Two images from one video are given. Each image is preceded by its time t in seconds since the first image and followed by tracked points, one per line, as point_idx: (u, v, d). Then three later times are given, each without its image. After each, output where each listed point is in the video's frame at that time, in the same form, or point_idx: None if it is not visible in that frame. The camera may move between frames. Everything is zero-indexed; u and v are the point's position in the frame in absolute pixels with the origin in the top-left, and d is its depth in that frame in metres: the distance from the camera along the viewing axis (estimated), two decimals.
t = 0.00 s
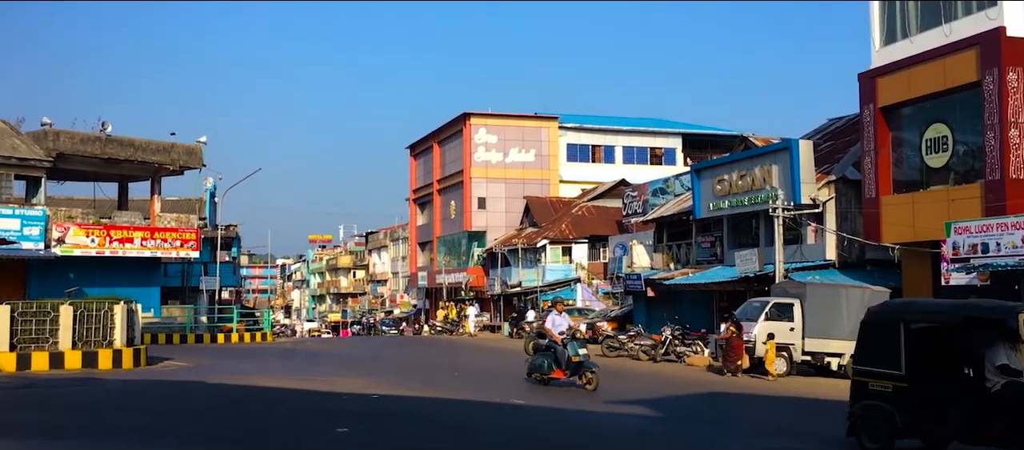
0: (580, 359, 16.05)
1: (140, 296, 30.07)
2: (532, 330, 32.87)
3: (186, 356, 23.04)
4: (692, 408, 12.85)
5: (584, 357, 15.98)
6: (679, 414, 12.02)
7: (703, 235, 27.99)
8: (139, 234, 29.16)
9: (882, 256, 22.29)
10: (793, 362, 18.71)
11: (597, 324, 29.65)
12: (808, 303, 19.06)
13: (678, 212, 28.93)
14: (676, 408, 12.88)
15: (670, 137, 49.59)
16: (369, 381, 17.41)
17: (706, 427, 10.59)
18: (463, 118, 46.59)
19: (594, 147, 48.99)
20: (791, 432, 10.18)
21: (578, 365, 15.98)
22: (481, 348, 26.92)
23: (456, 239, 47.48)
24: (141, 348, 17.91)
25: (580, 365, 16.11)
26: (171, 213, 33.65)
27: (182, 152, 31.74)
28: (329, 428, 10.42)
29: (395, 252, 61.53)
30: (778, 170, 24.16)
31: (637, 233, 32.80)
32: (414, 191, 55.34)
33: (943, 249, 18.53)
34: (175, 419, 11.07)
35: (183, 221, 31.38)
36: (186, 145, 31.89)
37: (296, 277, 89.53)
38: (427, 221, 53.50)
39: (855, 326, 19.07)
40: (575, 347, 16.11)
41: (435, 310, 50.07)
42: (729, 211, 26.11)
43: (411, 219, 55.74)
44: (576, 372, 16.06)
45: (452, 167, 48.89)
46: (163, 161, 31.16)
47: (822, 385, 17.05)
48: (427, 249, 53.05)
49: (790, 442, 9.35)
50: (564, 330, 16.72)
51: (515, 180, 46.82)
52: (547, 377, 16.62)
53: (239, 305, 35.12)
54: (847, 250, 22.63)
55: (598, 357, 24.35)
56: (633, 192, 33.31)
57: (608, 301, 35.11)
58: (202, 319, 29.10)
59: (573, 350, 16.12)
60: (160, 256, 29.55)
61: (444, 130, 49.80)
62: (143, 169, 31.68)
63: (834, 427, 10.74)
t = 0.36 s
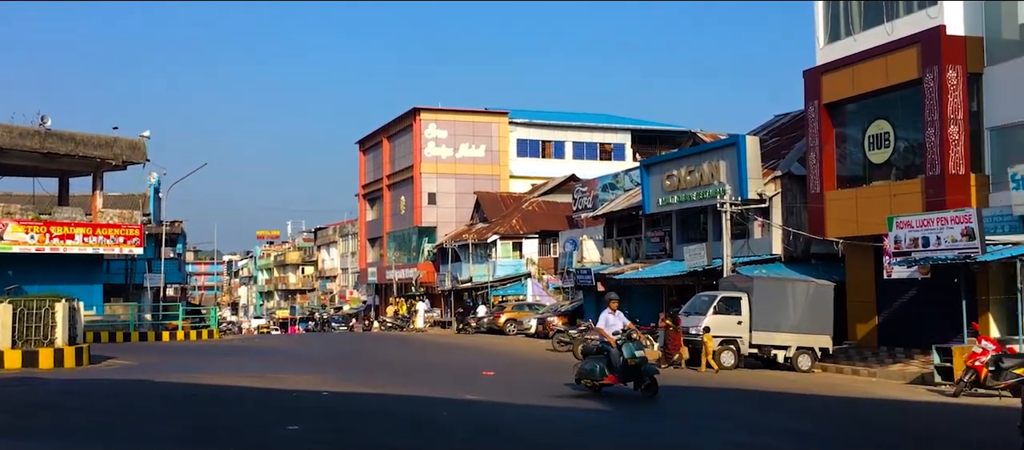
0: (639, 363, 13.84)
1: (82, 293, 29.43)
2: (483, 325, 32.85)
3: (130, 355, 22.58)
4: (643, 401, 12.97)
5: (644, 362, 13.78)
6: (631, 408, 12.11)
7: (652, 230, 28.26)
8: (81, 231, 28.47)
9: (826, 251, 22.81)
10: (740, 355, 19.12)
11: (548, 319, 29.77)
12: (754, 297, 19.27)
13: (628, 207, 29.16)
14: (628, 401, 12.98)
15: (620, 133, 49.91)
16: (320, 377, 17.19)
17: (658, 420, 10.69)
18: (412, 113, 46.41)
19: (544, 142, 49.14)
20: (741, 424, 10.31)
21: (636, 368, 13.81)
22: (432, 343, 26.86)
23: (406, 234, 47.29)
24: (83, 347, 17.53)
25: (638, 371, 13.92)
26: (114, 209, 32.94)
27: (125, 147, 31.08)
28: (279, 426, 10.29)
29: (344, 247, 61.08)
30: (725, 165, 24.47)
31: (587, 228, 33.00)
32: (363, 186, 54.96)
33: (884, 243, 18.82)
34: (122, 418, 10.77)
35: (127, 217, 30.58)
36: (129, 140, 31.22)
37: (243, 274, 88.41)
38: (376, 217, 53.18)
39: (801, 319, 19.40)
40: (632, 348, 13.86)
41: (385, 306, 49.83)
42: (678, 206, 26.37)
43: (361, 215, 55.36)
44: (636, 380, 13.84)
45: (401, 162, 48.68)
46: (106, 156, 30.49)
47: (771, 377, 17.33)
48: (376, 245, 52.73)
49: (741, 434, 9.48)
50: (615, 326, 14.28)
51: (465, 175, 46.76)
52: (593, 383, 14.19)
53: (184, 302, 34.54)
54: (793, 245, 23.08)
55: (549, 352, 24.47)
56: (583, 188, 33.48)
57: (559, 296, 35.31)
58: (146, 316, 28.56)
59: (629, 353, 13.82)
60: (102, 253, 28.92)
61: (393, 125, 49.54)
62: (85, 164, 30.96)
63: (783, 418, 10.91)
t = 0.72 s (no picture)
0: (695, 373, 11.01)
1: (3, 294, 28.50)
2: (419, 325, 32.69)
3: (54, 357, 21.94)
4: (579, 401, 13.04)
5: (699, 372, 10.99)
6: (567, 408, 12.17)
7: (588, 231, 28.48)
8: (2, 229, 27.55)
9: (757, 251, 23.27)
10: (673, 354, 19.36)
11: (484, 319, 29.77)
12: (687, 298, 19.55)
13: (563, 208, 29.34)
14: (564, 401, 13.03)
15: (556, 134, 50.16)
16: (253, 379, 16.91)
17: (594, 420, 10.75)
18: (347, 112, 46.03)
19: (481, 143, 49.15)
20: (676, 423, 10.43)
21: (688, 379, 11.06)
22: (367, 344, 26.65)
23: (341, 233, 46.87)
24: (4, 348, 16.98)
25: (695, 382, 11.08)
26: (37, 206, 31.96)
27: (50, 143, 30.18)
28: (211, 428, 10.09)
29: (278, 247, 60.28)
30: (660, 167, 24.77)
31: (523, 228, 33.10)
32: (297, 185, 54.30)
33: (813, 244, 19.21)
34: (45, 422, 10.45)
35: (51, 215, 29.62)
36: (54, 136, 30.32)
37: (173, 273, 86.59)
38: (310, 216, 52.58)
39: (733, 318, 19.72)
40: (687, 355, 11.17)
41: (319, 306, 49.30)
42: (613, 208, 26.62)
43: (295, 214, 54.67)
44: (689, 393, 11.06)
45: (336, 161, 48.20)
46: (29, 152, 29.56)
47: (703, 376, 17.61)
48: (311, 244, 52.13)
49: (677, 432, 9.59)
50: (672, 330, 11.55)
51: (401, 175, 46.48)
52: (642, 396, 11.67)
53: (111, 303, 33.68)
54: (725, 245, 23.50)
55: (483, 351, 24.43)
56: (519, 188, 33.56)
57: (495, 296, 35.35)
58: (71, 317, 27.80)
59: (685, 361, 11.09)
60: (25, 252, 28.04)
61: (328, 123, 49.04)
62: (7, 160, 29.98)
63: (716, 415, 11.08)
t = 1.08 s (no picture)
0: (785, 401, 9.28)
1: None
2: (351, 336, 32.33)
3: None
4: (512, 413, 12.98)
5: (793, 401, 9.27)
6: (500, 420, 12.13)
7: (524, 243, 28.50)
8: None
9: (689, 265, 23.48)
10: (606, 367, 19.54)
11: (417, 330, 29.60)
12: (620, 312, 19.69)
13: (499, 220, 29.33)
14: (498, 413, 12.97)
15: (493, 146, 50.19)
16: (179, 390, 16.49)
17: (526, 432, 10.72)
18: (282, 119, 45.44)
19: (418, 153, 48.91)
20: (608, 435, 10.44)
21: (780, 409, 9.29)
22: (298, 355, 26.27)
23: (273, 242, 46.22)
24: None
25: (784, 411, 9.34)
26: None
27: None
28: (133, 442, 9.81)
29: (208, 255, 59.17)
30: (595, 180, 24.92)
31: (459, 239, 33.03)
32: (229, 193, 53.39)
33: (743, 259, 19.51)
34: None
35: None
36: None
37: (98, 281, 84.33)
38: (242, 224, 51.73)
39: (665, 332, 19.94)
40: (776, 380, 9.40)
41: (250, 316, 48.47)
42: (549, 220, 26.70)
43: (225, 222, 53.73)
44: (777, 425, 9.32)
45: (270, 169, 47.51)
46: None
47: (636, 389, 17.78)
48: (242, 253, 51.26)
49: (609, 445, 9.60)
50: (752, 351, 9.75)
51: (336, 184, 45.95)
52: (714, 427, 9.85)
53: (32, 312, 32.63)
54: (658, 259, 23.77)
55: (416, 363, 24.25)
56: (455, 199, 33.47)
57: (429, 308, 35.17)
58: None
59: (773, 388, 9.33)
60: None
61: (262, 130, 48.36)
62: None
63: (650, 428, 11.08)
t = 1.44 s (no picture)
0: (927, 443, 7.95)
1: None
2: (297, 354, 31.92)
3: None
4: (458, 432, 12.94)
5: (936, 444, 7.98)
6: (446, 439, 12.09)
7: (472, 261, 28.49)
8: None
9: (636, 284, 23.71)
10: (553, 386, 19.51)
11: (364, 348, 29.35)
12: (568, 331, 19.71)
13: (447, 238, 29.26)
14: (444, 432, 12.91)
15: (442, 163, 50.14)
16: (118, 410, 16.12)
17: None
18: (228, 134, 44.90)
19: (366, 170, 48.68)
20: None
21: None
22: (242, 374, 25.85)
23: (218, 259, 45.53)
24: None
25: None
26: None
27: None
28: None
29: (150, 271, 58.02)
30: (544, 199, 25.02)
31: (406, 257, 32.87)
32: (172, 208, 52.49)
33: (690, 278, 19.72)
34: None
35: None
36: None
37: (35, 298, 82.05)
38: (186, 240, 50.86)
39: (612, 350, 20.03)
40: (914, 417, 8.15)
41: (192, 334, 47.56)
42: (498, 238, 26.72)
43: (168, 238, 52.78)
44: None
45: (215, 184, 46.89)
46: None
47: (582, 407, 17.79)
48: (185, 269, 50.37)
49: None
50: (882, 384, 8.52)
51: (283, 200, 45.47)
52: None
53: None
54: (606, 278, 23.92)
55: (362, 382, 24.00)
56: (403, 217, 33.34)
57: (376, 326, 34.90)
58: None
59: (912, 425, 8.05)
60: None
61: (207, 145, 47.72)
62: None
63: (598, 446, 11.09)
